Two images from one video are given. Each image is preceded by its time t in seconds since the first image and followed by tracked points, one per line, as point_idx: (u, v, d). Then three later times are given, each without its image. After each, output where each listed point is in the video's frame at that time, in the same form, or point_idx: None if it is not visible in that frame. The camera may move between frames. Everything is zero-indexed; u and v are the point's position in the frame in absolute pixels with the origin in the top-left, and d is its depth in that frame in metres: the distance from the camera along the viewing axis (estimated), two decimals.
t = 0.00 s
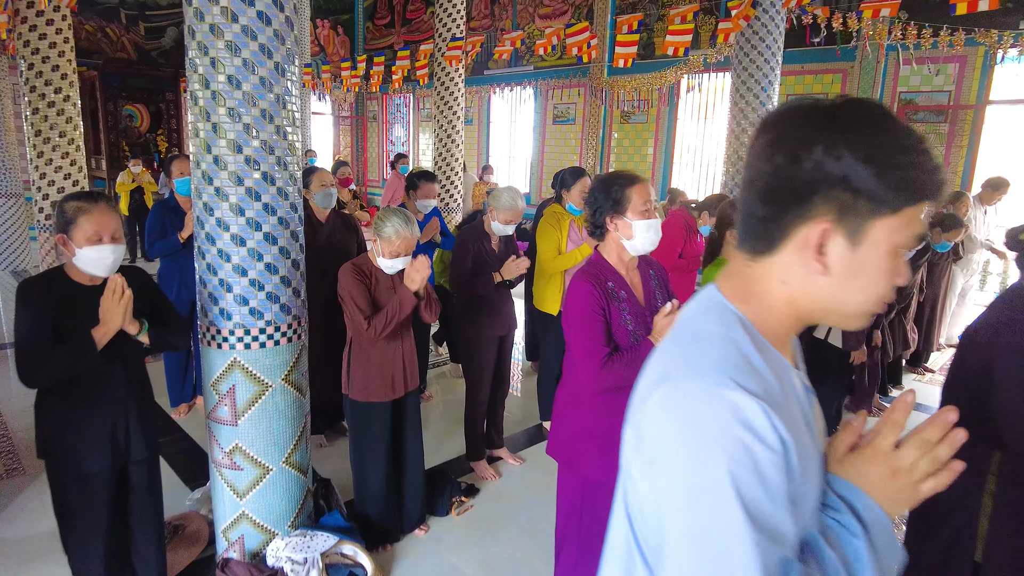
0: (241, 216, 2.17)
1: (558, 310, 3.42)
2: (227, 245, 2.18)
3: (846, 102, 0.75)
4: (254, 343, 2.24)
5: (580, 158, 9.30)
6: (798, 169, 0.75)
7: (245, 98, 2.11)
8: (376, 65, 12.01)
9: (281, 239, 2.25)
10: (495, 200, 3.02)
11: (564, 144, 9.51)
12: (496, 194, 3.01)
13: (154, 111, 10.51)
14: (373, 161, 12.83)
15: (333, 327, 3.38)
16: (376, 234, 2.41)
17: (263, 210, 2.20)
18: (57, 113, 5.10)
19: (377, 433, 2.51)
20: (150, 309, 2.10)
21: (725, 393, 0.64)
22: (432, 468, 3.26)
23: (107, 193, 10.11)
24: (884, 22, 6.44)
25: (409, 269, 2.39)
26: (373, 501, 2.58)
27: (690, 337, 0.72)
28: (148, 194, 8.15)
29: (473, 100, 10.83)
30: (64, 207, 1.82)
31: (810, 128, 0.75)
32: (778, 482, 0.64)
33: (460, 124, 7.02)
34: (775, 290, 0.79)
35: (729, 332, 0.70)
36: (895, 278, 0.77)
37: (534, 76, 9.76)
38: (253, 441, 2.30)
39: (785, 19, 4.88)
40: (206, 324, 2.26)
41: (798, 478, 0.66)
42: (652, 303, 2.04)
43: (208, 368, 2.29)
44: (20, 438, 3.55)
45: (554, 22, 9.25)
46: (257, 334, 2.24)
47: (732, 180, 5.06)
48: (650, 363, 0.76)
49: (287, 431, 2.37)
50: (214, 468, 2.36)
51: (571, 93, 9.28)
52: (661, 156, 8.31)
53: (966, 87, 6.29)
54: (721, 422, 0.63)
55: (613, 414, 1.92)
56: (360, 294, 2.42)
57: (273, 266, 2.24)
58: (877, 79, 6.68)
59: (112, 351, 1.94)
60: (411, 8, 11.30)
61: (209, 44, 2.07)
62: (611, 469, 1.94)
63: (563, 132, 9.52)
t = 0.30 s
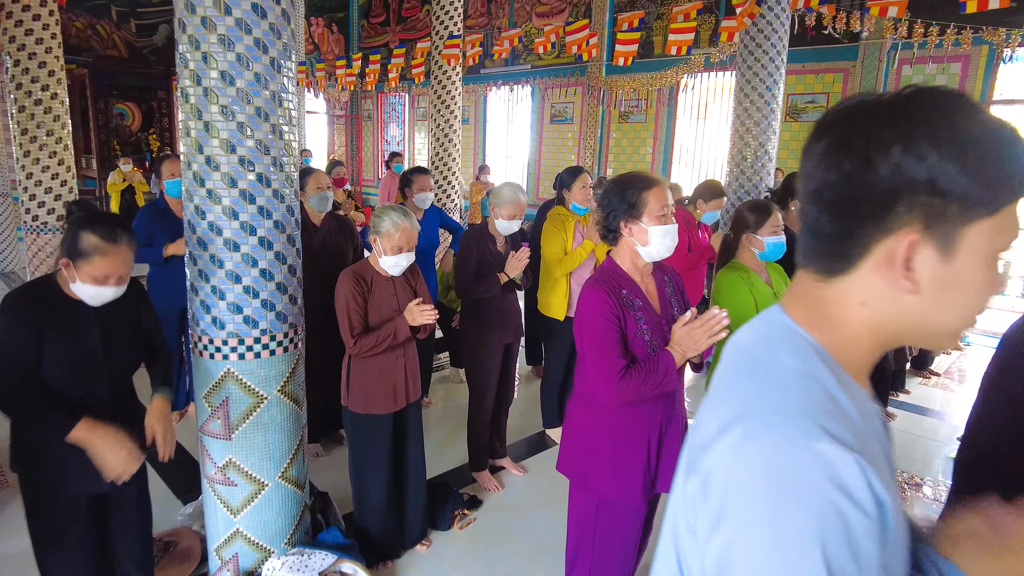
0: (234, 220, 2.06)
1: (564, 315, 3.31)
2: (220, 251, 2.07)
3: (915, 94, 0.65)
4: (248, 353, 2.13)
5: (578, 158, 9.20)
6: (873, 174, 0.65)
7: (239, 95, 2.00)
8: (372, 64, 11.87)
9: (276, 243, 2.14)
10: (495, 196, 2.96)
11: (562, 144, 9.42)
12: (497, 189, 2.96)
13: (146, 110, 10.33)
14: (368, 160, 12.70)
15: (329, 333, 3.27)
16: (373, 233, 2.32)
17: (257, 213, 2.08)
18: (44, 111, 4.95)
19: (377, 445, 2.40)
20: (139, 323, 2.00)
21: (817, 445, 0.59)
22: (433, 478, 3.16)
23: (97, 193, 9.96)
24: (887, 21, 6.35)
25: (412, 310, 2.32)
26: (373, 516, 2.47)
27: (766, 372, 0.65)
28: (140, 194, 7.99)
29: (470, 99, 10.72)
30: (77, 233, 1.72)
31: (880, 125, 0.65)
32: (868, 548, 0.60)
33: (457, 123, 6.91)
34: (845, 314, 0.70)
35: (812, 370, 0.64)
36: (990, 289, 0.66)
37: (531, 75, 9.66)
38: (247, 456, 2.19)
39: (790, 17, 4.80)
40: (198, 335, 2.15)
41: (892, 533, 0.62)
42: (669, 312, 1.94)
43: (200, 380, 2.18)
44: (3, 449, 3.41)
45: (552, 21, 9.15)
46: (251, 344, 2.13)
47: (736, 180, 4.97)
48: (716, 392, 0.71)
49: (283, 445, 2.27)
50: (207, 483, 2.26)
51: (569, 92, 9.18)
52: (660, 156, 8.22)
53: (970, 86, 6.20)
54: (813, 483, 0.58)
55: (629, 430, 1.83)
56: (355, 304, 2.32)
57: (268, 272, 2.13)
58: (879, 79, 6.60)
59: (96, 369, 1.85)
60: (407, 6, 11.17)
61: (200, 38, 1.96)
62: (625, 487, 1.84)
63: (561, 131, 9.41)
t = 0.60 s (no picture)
0: (221, 220, 1.95)
1: (565, 318, 3.19)
2: (205, 252, 1.95)
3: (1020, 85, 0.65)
4: (237, 361, 2.02)
5: (574, 157, 9.10)
6: (996, 166, 0.62)
7: (225, 87, 1.89)
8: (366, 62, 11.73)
9: (266, 244, 2.03)
10: (490, 189, 2.86)
11: (558, 144, 9.31)
12: (489, 182, 2.86)
13: (135, 109, 10.14)
14: (362, 160, 12.56)
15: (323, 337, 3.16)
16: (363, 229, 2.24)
17: (244, 212, 1.97)
18: (28, 108, 4.78)
19: (374, 455, 2.29)
20: (131, 337, 1.89)
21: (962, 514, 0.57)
22: (431, 487, 3.05)
23: (86, 193, 9.76)
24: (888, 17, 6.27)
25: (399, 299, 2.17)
26: (369, 529, 2.36)
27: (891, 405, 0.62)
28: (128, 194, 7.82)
29: (465, 98, 10.60)
30: (85, 262, 1.59)
31: (1003, 116, 0.63)
32: None
33: (452, 122, 6.79)
34: (953, 328, 0.67)
35: (943, 419, 0.61)
36: None
37: (526, 73, 9.55)
38: (236, 468, 2.08)
39: (792, 13, 4.71)
40: (183, 341, 2.04)
41: None
42: (681, 315, 1.84)
43: (186, 389, 2.06)
44: None
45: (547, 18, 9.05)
46: (239, 351, 2.02)
47: (737, 178, 4.87)
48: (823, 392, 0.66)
49: (274, 457, 2.15)
50: (194, 496, 2.14)
51: (565, 90, 9.09)
52: (657, 155, 8.13)
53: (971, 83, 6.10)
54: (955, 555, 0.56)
55: (640, 442, 1.74)
56: (348, 306, 2.20)
57: (255, 275, 2.02)
58: (879, 76, 6.53)
59: (84, 387, 1.75)
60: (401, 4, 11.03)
61: (184, 26, 1.85)
62: (637, 502, 1.75)
63: (556, 130, 9.31)
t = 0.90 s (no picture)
0: (199, 221, 1.82)
1: (559, 322, 3.09)
2: (182, 256, 1.82)
3: None
4: (218, 371, 1.89)
5: (570, 155, 8.98)
6: None
7: (201, 78, 1.76)
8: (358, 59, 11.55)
9: (247, 246, 1.90)
10: (483, 187, 2.73)
11: (553, 142, 9.19)
12: (483, 178, 2.73)
13: (123, 106, 9.92)
14: (355, 158, 12.39)
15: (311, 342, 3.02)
16: (346, 229, 2.12)
17: (224, 212, 1.84)
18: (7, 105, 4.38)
19: (363, 469, 2.16)
20: (113, 351, 1.75)
21: None
22: (424, 500, 2.93)
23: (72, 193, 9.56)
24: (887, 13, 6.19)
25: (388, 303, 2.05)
26: (359, 548, 2.23)
27: None
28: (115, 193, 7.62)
29: (458, 95, 10.47)
30: (63, 271, 1.46)
31: None
32: None
33: (446, 119, 6.65)
34: None
35: None
36: None
37: (521, 70, 9.42)
38: (216, 485, 1.95)
39: (794, 7, 4.61)
40: (158, 349, 1.90)
41: None
42: (700, 332, 1.72)
43: (163, 402, 1.93)
44: None
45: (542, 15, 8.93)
46: (219, 361, 1.89)
47: (738, 176, 4.76)
48: (1001, 469, 0.54)
49: (257, 473, 2.02)
50: (172, 516, 2.00)
51: (560, 88, 8.97)
52: (654, 153, 8.03)
53: (972, 80, 6.01)
54: None
55: (644, 463, 1.63)
56: (336, 311, 2.08)
57: (237, 280, 1.89)
58: (878, 74, 6.46)
59: (57, 405, 1.62)
60: None
61: (157, 12, 1.71)
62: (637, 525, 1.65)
63: (551, 128, 9.19)
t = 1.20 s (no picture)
0: (166, 229, 1.69)
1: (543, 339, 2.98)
2: (149, 267, 1.70)
3: None
4: (189, 389, 1.77)
5: (564, 154, 8.86)
6: None
7: (167, 73, 1.63)
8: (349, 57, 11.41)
9: (219, 256, 1.78)
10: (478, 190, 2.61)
11: (547, 141, 9.07)
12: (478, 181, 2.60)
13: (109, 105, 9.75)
14: (347, 156, 12.24)
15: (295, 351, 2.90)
16: (325, 235, 2.00)
17: (193, 219, 1.72)
18: None
19: (345, 489, 2.05)
20: (66, 383, 1.63)
21: None
22: (413, 515, 2.82)
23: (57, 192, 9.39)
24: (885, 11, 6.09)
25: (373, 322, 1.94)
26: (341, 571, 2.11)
27: None
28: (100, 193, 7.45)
29: (451, 93, 10.33)
30: (4, 302, 1.35)
31: None
32: None
33: (438, 118, 6.52)
34: None
35: None
36: None
37: (514, 68, 9.30)
38: (188, 511, 1.82)
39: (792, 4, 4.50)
40: (124, 365, 1.78)
41: None
42: (706, 366, 1.63)
43: (130, 422, 1.80)
44: None
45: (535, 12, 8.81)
46: (189, 378, 1.77)
47: (736, 177, 4.66)
48: None
49: (232, 495, 1.90)
50: (141, 544, 1.87)
51: (554, 86, 8.85)
52: (649, 152, 7.93)
53: (971, 78, 5.93)
54: None
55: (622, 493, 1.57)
56: (314, 324, 1.96)
57: (209, 293, 1.77)
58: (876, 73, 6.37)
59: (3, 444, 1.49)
60: None
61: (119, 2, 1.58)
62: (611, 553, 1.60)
63: (545, 126, 9.07)
